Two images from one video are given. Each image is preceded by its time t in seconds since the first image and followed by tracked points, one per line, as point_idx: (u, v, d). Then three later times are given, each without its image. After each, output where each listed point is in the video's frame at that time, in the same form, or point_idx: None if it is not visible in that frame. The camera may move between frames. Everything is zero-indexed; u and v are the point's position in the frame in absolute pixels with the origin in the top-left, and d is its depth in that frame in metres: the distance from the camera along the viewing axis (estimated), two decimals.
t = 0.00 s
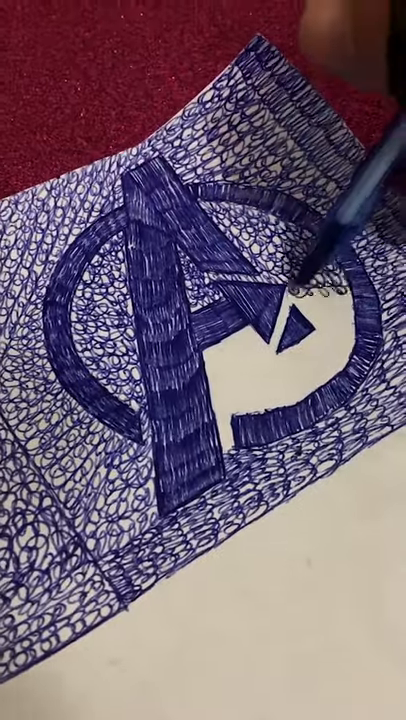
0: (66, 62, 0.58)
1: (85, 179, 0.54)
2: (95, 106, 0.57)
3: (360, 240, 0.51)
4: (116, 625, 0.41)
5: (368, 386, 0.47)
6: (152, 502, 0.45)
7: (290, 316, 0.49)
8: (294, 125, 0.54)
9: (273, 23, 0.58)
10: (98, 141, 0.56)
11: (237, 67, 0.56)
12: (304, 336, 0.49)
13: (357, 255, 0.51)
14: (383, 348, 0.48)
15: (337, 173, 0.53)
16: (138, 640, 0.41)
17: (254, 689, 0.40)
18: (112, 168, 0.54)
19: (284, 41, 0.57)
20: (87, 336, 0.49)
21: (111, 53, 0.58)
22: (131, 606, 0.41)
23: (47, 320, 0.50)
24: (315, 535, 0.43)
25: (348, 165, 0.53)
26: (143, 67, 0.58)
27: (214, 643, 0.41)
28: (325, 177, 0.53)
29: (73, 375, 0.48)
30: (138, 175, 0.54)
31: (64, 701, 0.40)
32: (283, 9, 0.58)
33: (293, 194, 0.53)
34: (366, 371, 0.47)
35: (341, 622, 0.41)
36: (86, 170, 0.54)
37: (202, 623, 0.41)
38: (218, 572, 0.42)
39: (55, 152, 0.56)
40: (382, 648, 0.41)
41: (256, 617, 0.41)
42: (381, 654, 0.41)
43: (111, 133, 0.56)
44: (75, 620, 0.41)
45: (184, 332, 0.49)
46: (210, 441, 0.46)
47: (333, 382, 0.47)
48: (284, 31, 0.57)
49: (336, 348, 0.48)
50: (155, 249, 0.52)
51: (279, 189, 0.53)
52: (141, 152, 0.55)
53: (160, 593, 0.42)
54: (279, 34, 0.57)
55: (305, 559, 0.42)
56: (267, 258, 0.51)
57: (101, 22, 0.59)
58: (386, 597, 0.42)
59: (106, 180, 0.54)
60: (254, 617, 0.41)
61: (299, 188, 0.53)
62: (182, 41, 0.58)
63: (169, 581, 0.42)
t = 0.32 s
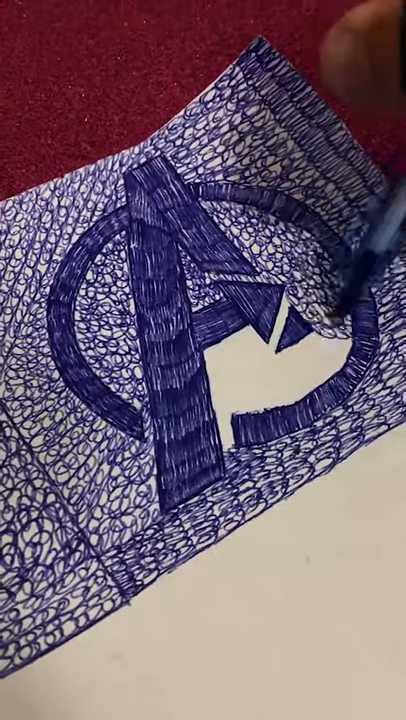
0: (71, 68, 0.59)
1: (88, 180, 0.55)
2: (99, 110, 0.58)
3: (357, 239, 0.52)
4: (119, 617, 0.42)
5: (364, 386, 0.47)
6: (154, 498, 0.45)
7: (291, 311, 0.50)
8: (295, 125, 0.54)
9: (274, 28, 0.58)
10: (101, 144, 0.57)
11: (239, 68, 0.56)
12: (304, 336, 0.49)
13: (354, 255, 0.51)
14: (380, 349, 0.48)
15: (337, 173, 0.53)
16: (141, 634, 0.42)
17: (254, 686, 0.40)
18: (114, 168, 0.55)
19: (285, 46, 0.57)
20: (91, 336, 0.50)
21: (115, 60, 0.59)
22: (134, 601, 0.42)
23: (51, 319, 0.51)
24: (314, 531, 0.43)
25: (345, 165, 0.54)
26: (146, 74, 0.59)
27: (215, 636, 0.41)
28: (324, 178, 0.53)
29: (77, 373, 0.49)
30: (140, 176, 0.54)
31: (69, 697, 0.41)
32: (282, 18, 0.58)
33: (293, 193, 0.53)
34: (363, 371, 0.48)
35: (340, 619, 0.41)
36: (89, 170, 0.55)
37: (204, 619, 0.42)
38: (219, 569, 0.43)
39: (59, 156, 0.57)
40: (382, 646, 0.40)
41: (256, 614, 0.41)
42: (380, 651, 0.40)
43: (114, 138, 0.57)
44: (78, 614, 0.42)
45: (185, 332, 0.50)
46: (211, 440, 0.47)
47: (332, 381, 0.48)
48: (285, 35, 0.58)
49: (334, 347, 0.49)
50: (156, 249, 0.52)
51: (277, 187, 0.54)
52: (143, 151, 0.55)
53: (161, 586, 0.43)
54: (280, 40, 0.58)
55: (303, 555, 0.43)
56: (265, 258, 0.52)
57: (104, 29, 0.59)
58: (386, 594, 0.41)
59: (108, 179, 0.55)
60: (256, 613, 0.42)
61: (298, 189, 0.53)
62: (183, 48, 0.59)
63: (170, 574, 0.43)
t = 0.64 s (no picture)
0: (75, 75, 0.60)
1: (91, 188, 0.56)
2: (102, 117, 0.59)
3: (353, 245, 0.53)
4: (121, 611, 0.43)
5: (360, 386, 0.49)
6: (155, 495, 0.47)
7: (287, 312, 0.52)
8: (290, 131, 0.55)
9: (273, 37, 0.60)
10: (104, 150, 0.58)
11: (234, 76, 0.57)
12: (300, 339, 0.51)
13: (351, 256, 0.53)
14: (376, 348, 0.50)
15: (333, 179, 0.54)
16: (142, 627, 0.43)
17: (253, 679, 0.41)
18: (117, 177, 0.57)
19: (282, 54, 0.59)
20: (93, 338, 0.51)
21: (117, 67, 0.61)
22: (135, 595, 0.43)
23: (55, 321, 0.52)
24: (311, 526, 0.45)
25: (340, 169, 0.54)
26: (147, 80, 0.60)
27: (217, 630, 0.42)
28: (319, 179, 0.54)
29: (80, 373, 0.50)
30: (142, 184, 0.56)
31: (71, 688, 0.41)
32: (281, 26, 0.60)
33: (290, 198, 0.54)
34: (359, 371, 0.50)
35: (336, 613, 0.42)
36: (92, 179, 0.57)
37: (205, 615, 0.43)
38: (219, 565, 0.44)
39: (63, 162, 0.58)
40: (378, 637, 0.42)
41: (256, 609, 0.43)
42: (376, 642, 0.42)
43: (117, 142, 0.59)
44: (80, 608, 0.43)
45: (185, 334, 0.52)
46: (210, 438, 0.48)
47: (328, 381, 0.50)
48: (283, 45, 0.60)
49: (330, 348, 0.50)
50: (157, 253, 0.54)
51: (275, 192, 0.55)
52: (145, 162, 0.57)
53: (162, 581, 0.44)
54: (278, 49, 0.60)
55: (300, 550, 0.44)
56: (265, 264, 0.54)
57: (108, 37, 0.61)
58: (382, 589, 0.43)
59: (111, 189, 0.56)
60: (258, 607, 0.43)
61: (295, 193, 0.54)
62: (184, 54, 0.61)
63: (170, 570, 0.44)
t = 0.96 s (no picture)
0: (77, 82, 0.62)
1: (94, 193, 0.57)
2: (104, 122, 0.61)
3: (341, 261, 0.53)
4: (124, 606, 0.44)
5: (358, 385, 0.50)
6: (156, 491, 0.48)
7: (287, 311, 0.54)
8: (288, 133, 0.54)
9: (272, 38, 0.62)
10: (106, 154, 0.60)
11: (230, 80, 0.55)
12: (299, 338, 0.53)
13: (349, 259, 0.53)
14: (372, 348, 0.51)
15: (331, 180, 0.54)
16: (144, 621, 0.44)
17: (253, 675, 0.42)
18: (119, 181, 0.58)
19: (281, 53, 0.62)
20: (95, 338, 0.53)
21: (119, 73, 0.62)
22: (137, 590, 0.44)
23: (59, 322, 0.53)
24: (308, 521, 0.46)
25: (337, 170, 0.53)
26: (149, 87, 0.62)
27: (218, 624, 0.44)
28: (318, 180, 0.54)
29: (83, 373, 0.52)
30: (144, 189, 0.57)
31: (71, 687, 0.42)
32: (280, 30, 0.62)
33: (288, 200, 0.55)
34: (356, 370, 0.51)
35: (333, 605, 0.44)
36: (95, 183, 0.58)
37: (207, 607, 0.44)
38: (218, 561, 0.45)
39: (66, 165, 0.59)
40: (374, 631, 0.43)
41: (258, 604, 0.44)
42: (375, 638, 0.43)
43: (119, 147, 0.60)
44: (83, 602, 0.44)
45: (186, 336, 0.53)
46: (210, 436, 0.50)
47: (325, 380, 0.51)
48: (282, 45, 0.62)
49: (327, 349, 0.52)
50: (159, 256, 0.56)
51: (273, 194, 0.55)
52: (146, 166, 0.58)
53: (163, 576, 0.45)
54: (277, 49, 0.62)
55: (298, 544, 0.46)
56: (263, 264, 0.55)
57: (111, 44, 0.63)
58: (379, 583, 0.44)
59: (113, 193, 0.57)
60: (260, 602, 0.44)
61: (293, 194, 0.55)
62: (185, 62, 0.63)
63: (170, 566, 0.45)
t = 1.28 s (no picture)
0: (81, 88, 0.64)
1: (96, 193, 0.60)
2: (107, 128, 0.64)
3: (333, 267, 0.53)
4: (126, 599, 0.44)
5: (354, 383, 0.51)
6: (157, 489, 0.49)
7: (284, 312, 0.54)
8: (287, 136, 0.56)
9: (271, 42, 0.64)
10: (108, 160, 0.62)
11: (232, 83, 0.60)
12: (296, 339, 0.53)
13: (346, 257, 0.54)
14: (369, 347, 0.52)
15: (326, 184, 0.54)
16: (145, 615, 0.44)
17: (255, 670, 0.42)
18: (120, 182, 0.60)
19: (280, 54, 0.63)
20: (97, 338, 0.53)
21: (121, 80, 0.65)
22: (138, 584, 0.45)
23: (61, 321, 0.54)
24: (305, 520, 0.47)
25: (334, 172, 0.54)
26: (150, 93, 0.64)
27: (221, 618, 0.44)
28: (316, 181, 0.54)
29: (85, 371, 0.52)
30: (145, 191, 0.59)
31: (77, 674, 0.42)
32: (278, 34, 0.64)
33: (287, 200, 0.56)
34: (353, 368, 0.52)
35: (331, 603, 0.44)
36: (97, 185, 0.60)
37: (208, 601, 0.44)
38: (217, 559, 0.46)
39: (69, 170, 0.62)
40: (376, 627, 0.43)
41: (258, 598, 0.44)
42: (376, 636, 0.43)
43: (121, 152, 0.62)
44: (86, 596, 0.44)
45: (187, 336, 0.54)
46: (210, 435, 0.50)
47: (323, 378, 0.52)
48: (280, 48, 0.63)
49: (325, 348, 0.52)
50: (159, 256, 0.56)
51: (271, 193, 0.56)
52: (147, 168, 0.60)
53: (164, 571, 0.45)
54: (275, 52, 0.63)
55: (295, 541, 0.46)
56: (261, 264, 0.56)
57: (114, 51, 0.65)
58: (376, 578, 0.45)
59: (115, 193, 0.59)
60: (259, 595, 0.45)
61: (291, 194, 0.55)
62: (185, 67, 0.65)
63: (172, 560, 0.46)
